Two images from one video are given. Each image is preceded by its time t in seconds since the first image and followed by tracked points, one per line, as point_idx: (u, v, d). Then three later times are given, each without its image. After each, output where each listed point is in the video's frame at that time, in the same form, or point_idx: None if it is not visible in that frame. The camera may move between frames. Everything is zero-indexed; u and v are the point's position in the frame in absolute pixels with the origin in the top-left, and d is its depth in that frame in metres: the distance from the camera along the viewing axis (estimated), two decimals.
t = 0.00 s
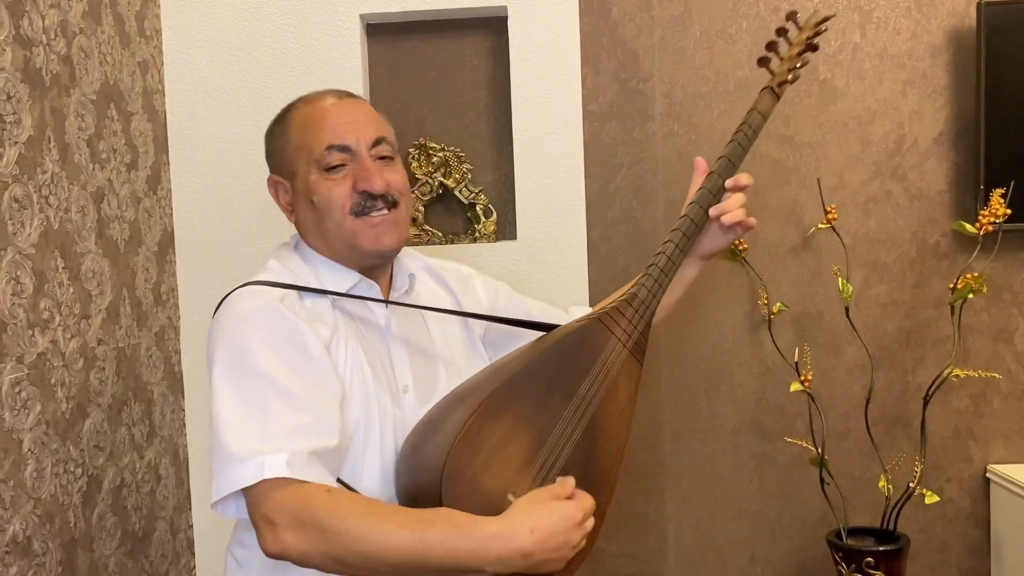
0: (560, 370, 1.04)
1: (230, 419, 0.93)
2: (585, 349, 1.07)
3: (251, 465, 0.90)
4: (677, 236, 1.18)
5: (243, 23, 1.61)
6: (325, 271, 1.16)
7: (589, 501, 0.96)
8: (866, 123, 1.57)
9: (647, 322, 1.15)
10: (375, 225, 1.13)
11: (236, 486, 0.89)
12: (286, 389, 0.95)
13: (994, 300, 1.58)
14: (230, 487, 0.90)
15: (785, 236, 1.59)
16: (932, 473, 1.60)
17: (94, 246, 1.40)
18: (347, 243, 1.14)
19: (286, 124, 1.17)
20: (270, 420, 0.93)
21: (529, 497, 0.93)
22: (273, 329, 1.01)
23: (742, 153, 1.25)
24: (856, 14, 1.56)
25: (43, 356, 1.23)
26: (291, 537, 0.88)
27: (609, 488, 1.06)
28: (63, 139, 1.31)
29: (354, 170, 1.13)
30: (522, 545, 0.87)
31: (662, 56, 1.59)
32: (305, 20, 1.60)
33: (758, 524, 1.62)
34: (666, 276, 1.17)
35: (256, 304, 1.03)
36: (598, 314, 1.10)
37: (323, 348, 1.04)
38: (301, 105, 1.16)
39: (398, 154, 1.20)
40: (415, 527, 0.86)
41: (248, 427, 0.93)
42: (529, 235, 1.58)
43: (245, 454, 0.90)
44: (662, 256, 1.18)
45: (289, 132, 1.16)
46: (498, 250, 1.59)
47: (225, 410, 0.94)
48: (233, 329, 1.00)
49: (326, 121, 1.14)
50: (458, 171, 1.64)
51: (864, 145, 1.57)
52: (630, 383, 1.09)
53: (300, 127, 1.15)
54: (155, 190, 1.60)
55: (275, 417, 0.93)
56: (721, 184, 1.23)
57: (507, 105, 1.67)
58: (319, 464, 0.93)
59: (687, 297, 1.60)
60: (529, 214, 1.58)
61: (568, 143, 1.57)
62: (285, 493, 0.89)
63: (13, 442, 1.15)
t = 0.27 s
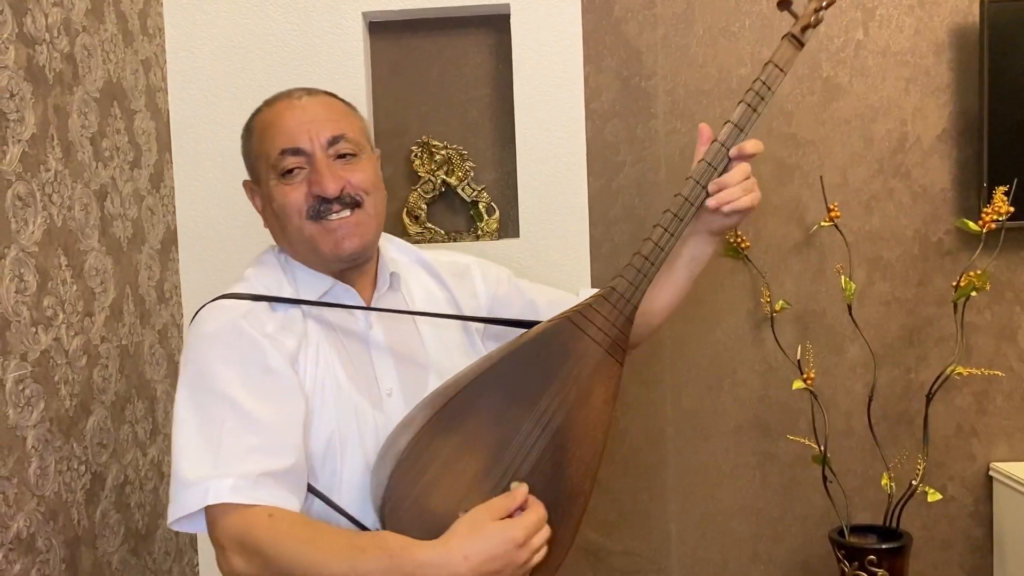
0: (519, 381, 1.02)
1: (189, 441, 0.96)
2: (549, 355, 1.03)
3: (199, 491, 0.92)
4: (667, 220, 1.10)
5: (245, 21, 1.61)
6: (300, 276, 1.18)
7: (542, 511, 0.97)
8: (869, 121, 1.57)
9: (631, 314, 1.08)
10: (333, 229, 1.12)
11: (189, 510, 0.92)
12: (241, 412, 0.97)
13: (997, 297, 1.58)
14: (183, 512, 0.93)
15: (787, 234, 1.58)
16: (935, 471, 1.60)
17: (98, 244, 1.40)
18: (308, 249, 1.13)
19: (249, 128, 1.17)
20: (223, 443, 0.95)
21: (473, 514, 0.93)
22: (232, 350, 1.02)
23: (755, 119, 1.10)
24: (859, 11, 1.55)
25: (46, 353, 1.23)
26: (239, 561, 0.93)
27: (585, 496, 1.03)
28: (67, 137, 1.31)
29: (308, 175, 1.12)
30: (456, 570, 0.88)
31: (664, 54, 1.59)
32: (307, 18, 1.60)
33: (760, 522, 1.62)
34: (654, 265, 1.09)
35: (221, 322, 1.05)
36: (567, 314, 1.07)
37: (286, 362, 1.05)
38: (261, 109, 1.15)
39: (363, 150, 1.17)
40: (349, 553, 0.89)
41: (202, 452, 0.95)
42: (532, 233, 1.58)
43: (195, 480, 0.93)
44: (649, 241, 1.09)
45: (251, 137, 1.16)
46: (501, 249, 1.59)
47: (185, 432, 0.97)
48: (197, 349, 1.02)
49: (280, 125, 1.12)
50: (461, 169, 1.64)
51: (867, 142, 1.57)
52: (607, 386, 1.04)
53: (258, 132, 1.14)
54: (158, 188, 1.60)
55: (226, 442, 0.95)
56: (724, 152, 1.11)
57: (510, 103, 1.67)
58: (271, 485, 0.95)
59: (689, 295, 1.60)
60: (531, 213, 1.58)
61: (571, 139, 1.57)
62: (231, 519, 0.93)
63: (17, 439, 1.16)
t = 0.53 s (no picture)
0: (485, 393, 1.00)
1: (166, 454, 1.00)
2: (517, 366, 1.01)
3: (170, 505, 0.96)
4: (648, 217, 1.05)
5: (248, 19, 1.61)
6: (284, 279, 1.19)
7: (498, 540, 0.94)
8: (873, 119, 1.56)
9: (607, 320, 1.04)
10: (308, 235, 1.11)
11: (163, 522, 0.96)
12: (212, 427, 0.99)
13: (1000, 295, 1.57)
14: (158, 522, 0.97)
15: (790, 232, 1.58)
16: (938, 469, 1.60)
17: (101, 241, 1.41)
18: (286, 254, 1.13)
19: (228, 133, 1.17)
20: (196, 457, 0.98)
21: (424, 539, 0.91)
22: (207, 363, 1.03)
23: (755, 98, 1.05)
24: (862, 8, 1.55)
25: (50, 351, 1.24)
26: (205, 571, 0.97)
27: (555, 513, 1.00)
28: (70, 135, 1.32)
29: (281, 182, 1.11)
30: None
31: (668, 51, 1.59)
32: (310, 16, 1.60)
33: (763, 521, 1.62)
34: (631, 266, 1.05)
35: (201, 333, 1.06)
36: (538, 323, 1.03)
37: (263, 372, 1.06)
38: (237, 114, 1.15)
39: (340, 152, 1.15)
40: None
41: (178, 465, 0.99)
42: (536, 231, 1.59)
43: (168, 493, 0.97)
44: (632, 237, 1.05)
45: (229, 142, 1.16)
46: (506, 246, 1.60)
47: (163, 444, 1.00)
48: (178, 361, 1.05)
49: (252, 131, 1.11)
50: (463, 167, 1.64)
51: (870, 140, 1.57)
52: (578, 397, 1.01)
53: (234, 138, 1.14)
54: (161, 186, 1.61)
55: (198, 457, 0.98)
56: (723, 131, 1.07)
57: (513, 101, 1.67)
58: (241, 497, 0.97)
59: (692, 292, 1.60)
60: (534, 210, 1.59)
61: (574, 136, 1.58)
62: (197, 531, 0.97)
63: (21, 436, 1.16)
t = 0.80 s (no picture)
0: (478, 394, 1.00)
1: (163, 450, 1.01)
2: (508, 371, 1.00)
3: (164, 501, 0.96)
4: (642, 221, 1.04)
5: (249, 17, 1.61)
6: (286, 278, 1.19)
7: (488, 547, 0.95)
8: (875, 117, 1.56)
9: (598, 324, 1.02)
10: (309, 234, 1.11)
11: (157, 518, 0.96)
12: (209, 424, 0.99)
13: (1002, 294, 1.57)
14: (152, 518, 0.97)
15: (792, 230, 1.58)
16: (939, 468, 1.60)
17: (103, 240, 1.41)
18: (287, 251, 1.14)
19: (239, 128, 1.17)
20: (192, 453, 0.98)
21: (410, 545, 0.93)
22: (206, 360, 1.04)
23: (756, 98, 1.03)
24: (864, 7, 1.55)
25: (52, 349, 1.24)
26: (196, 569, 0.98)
27: (545, 518, 1.00)
28: (72, 133, 1.32)
29: (286, 179, 1.12)
30: None
31: (669, 49, 1.59)
32: (311, 14, 1.60)
33: (764, 519, 1.62)
34: (625, 271, 1.03)
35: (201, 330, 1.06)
36: (525, 329, 1.02)
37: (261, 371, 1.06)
38: (248, 109, 1.16)
39: (346, 153, 1.15)
40: None
41: (173, 461, 0.99)
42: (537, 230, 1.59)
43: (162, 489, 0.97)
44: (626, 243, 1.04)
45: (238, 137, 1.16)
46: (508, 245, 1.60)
47: (159, 440, 1.01)
48: (177, 357, 1.05)
49: (261, 127, 1.12)
50: (465, 165, 1.64)
51: (872, 138, 1.57)
52: (569, 402, 1.00)
53: (243, 133, 1.15)
54: (163, 184, 1.61)
55: (193, 454, 0.98)
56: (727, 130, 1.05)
57: (514, 99, 1.67)
58: (236, 494, 0.97)
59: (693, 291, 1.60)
60: (536, 209, 1.59)
61: (575, 132, 1.58)
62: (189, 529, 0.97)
63: (23, 434, 1.16)
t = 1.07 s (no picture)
0: (486, 375, 1.02)
1: (166, 435, 1.00)
2: (517, 348, 1.03)
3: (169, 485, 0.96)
4: (647, 203, 1.07)
5: (248, 13, 1.61)
6: (292, 272, 1.19)
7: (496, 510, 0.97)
8: (875, 115, 1.56)
9: (605, 303, 1.06)
10: (319, 223, 1.11)
11: (161, 503, 0.96)
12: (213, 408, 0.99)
13: (1002, 292, 1.57)
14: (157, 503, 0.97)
15: (792, 228, 1.58)
16: (939, 467, 1.59)
17: (101, 238, 1.41)
18: (295, 240, 1.13)
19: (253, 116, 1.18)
20: (196, 438, 0.98)
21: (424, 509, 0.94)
22: (211, 346, 1.04)
23: (750, 91, 1.08)
24: (864, 5, 1.55)
25: (50, 347, 1.24)
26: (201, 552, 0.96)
27: (554, 491, 1.01)
28: (70, 130, 1.32)
29: (301, 168, 1.12)
30: (395, 565, 0.90)
31: (669, 47, 1.58)
32: (311, 11, 1.60)
33: (764, 517, 1.62)
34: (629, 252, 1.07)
35: (206, 320, 1.07)
36: (534, 306, 1.05)
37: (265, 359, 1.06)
38: (266, 98, 1.16)
39: (361, 147, 1.16)
40: (293, 546, 0.91)
41: (178, 447, 0.99)
42: (537, 228, 1.59)
43: (167, 474, 0.97)
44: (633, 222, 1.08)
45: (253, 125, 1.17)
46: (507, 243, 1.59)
47: (164, 427, 1.01)
48: (181, 345, 1.05)
49: (279, 115, 1.13)
50: (464, 164, 1.64)
51: (872, 137, 1.56)
52: (577, 378, 1.03)
53: (260, 121, 1.15)
54: (162, 183, 1.61)
55: (197, 438, 0.98)
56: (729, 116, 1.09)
57: (513, 97, 1.67)
58: (240, 479, 0.97)
59: (693, 288, 1.60)
60: (535, 206, 1.59)
61: (575, 129, 1.57)
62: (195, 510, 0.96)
63: (22, 432, 1.16)
